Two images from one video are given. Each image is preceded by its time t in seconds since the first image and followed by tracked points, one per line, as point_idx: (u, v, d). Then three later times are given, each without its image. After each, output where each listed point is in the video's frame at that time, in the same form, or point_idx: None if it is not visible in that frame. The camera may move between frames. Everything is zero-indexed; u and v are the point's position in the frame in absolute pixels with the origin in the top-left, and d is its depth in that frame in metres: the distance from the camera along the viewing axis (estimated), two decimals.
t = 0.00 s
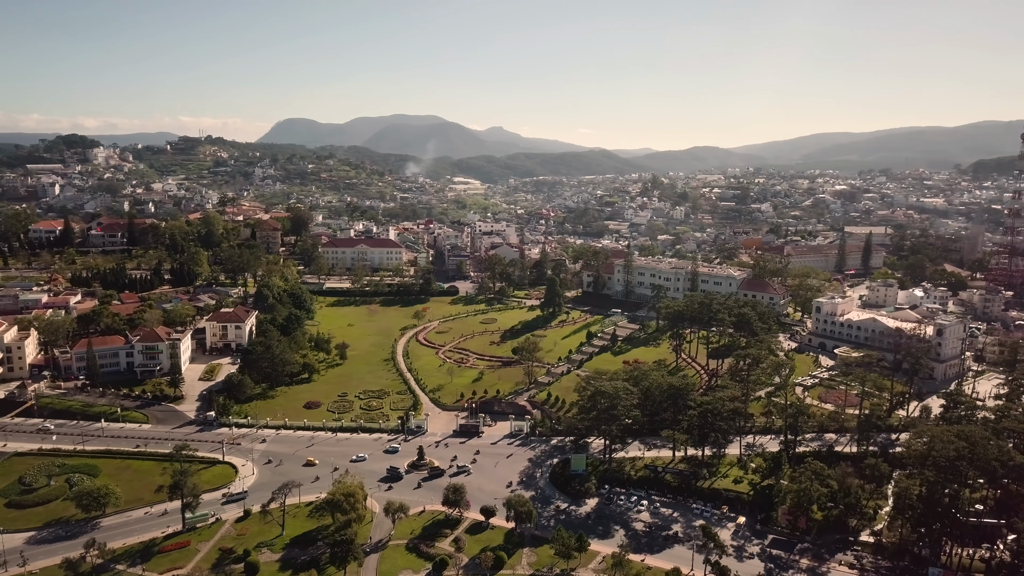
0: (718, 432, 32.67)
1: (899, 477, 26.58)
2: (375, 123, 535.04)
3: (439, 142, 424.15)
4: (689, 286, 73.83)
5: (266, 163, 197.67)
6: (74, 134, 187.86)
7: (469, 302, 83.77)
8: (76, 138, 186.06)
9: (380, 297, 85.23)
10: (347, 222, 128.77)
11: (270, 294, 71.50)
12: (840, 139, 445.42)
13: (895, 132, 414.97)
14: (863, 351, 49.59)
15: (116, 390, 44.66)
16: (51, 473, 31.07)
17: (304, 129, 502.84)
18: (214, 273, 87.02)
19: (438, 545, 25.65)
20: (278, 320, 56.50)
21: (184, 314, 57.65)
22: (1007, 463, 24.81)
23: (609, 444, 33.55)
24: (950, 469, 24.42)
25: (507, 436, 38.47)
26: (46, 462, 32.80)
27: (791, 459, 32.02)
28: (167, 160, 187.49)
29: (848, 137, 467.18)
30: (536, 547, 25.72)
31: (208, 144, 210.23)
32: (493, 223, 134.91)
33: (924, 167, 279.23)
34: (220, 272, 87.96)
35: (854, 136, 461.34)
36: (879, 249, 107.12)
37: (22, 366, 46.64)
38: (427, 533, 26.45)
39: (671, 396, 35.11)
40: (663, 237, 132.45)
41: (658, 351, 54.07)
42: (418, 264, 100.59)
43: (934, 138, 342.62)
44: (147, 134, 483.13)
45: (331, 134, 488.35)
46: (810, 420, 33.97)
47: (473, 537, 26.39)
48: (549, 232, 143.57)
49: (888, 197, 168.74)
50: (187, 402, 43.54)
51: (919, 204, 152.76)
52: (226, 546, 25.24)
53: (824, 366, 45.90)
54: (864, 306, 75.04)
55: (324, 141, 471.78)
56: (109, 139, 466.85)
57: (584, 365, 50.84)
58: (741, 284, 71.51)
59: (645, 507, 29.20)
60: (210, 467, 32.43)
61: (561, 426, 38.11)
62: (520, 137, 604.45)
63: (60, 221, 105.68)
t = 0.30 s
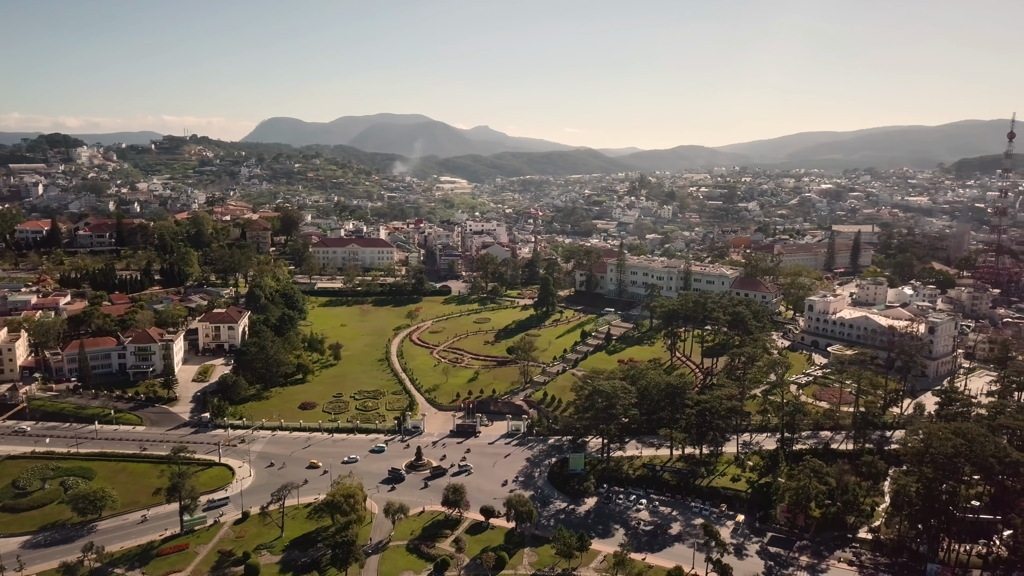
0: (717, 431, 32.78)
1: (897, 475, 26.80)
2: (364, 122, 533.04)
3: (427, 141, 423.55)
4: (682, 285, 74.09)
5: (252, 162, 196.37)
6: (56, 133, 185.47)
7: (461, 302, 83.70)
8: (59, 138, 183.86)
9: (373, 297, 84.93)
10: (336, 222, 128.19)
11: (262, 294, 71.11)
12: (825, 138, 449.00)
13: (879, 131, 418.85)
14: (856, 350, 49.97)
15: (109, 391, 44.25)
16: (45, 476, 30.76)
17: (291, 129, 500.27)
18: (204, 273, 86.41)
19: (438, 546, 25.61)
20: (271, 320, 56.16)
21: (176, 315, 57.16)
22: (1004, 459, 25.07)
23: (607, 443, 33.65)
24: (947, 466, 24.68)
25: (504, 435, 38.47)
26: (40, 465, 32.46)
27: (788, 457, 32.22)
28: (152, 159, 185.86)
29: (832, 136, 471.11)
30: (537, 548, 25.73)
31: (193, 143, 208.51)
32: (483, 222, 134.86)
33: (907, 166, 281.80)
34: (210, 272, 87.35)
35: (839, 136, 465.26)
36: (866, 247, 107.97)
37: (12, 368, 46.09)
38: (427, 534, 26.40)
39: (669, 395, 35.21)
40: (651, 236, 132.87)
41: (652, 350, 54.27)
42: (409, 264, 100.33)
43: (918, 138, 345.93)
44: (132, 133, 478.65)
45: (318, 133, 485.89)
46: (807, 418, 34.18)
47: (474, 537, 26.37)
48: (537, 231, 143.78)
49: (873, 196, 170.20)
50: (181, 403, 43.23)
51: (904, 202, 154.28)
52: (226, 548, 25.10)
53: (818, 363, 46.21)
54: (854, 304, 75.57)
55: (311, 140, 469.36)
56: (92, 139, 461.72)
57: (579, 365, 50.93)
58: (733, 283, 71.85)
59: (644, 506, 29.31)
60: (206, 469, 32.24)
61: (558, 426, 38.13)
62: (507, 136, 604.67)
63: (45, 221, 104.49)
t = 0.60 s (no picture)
0: (715, 429, 32.90)
1: (895, 472, 27.02)
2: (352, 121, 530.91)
3: (415, 140, 422.79)
4: (675, 284, 74.31)
5: (239, 161, 195.12)
6: (40, 133, 183.41)
7: (454, 301, 83.59)
8: (42, 137, 181.93)
9: (365, 296, 84.59)
10: (326, 221, 127.61)
11: (254, 295, 70.66)
12: (811, 137, 451.99)
13: (865, 130, 421.95)
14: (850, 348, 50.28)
15: (103, 393, 43.84)
16: (40, 479, 30.46)
17: (279, 128, 497.47)
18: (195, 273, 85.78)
19: (439, 546, 25.58)
20: (265, 321, 55.81)
21: (169, 315, 56.75)
22: (1001, 456, 25.31)
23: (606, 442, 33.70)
24: (945, 463, 24.94)
25: (501, 435, 38.41)
26: (34, 467, 32.14)
27: (785, 454, 32.38)
28: (137, 159, 184.19)
29: (818, 134, 474.21)
30: (538, 547, 25.74)
31: (179, 143, 206.92)
32: (474, 222, 134.72)
33: (892, 164, 283.98)
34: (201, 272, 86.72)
35: (825, 135, 468.38)
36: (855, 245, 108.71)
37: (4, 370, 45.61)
38: (427, 534, 26.36)
39: (667, 394, 35.26)
40: (640, 235, 133.15)
41: (647, 349, 54.39)
42: (401, 263, 100.06)
43: (902, 137, 348.96)
44: (116, 132, 474.70)
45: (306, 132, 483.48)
46: (804, 416, 34.34)
47: (475, 537, 26.35)
48: (527, 230, 143.83)
49: (860, 194, 171.54)
50: (176, 405, 42.93)
51: (890, 201, 155.60)
52: (225, 551, 24.96)
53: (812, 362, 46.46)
54: (845, 302, 76.08)
55: (299, 139, 467.00)
56: (75, 138, 456.73)
57: (575, 364, 50.98)
58: (726, 281, 72.16)
59: (644, 505, 29.37)
60: (203, 471, 32.02)
61: (556, 425, 38.11)
62: (495, 135, 604.28)
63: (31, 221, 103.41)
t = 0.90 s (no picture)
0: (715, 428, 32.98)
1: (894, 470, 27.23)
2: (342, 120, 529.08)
3: (404, 140, 421.97)
4: (670, 282, 74.51)
5: (228, 160, 193.96)
6: (24, 132, 181.57)
7: (449, 300, 83.49)
8: (27, 137, 180.17)
9: (359, 296, 84.27)
10: (317, 221, 127.05)
11: (248, 295, 70.26)
12: (799, 136, 454.63)
13: (852, 129, 424.75)
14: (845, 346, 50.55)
15: (98, 394, 43.49)
16: (37, 482, 30.23)
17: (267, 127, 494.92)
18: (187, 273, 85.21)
19: (442, 547, 25.56)
20: (260, 321, 55.52)
21: (163, 315, 56.29)
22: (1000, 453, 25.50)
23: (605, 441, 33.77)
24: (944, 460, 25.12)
25: (500, 435, 38.40)
26: (30, 470, 31.87)
27: (784, 453, 32.51)
28: (124, 158, 182.66)
29: (806, 133, 476.93)
30: (541, 547, 25.78)
31: (166, 142, 205.42)
32: (465, 221, 134.56)
33: (878, 163, 286.13)
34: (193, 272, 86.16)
35: (813, 134, 471.28)
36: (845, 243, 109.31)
37: None
38: (430, 534, 26.34)
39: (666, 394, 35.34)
40: (630, 233, 133.40)
41: (644, 348, 54.51)
42: (394, 263, 99.79)
43: (889, 135, 351.37)
44: (101, 131, 470.60)
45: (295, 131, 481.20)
46: (803, 414, 34.49)
47: (477, 537, 26.34)
48: (517, 229, 143.85)
49: (847, 193, 172.74)
50: (172, 406, 42.68)
51: (877, 199, 156.72)
52: (227, 553, 24.85)
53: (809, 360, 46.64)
54: (838, 300, 76.50)
55: (288, 138, 464.76)
56: (59, 138, 451.98)
57: (572, 363, 51.02)
58: (720, 280, 72.42)
59: (645, 503, 29.46)
60: (202, 473, 31.84)
61: (555, 424, 38.14)
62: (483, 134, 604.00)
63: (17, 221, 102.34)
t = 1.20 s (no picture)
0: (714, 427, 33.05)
1: (894, 468, 27.36)
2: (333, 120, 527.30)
3: (394, 139, 421.19)
4: (666, 281, 74.63)
5: (217, 160, 192.83)
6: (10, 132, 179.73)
7: (444, 300, 83.39)
8: (13, 136, 178.39)
9: (354, 296, 83.96)
10: (310, 220, 126.52)
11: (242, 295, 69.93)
12: (787, 135, 457.02)
13: (840, 127, 427.42)
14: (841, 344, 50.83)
15: (94, 396, 43.22)
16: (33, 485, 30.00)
17: (257, 126, 492.27)
18: (180, 273, 84.65)
19: (445, 547, 25.54)
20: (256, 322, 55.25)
21: (157, 316, 55.95)
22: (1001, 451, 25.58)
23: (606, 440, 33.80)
24: (945, 458, 25.28)
25: (499, 435, 38.39)
26: (27, 472, 31.61)
27: (784, 451, 32.65)
28: (111, 158, 181.21)
29: (794, 133, 479.63)
30: (544, 546, 25.80)
31: (154, 141, 204.00)
32: (458, 220, 134.44)
33: (867, 162, 287.76)
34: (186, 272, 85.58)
35: (801, 133, 473.86)
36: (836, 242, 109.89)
37: None
38: (431, 535, 26.30)
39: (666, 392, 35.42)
40: (621, 233, 133.66)
41: (641, 347, 54.59)
42: (388, 262, 99.55)
43: (877, 134, 353.63)
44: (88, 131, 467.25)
45: (285, 130, 479.07)
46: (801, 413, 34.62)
47: (479, 538, 26.33)
48: (508, 228, 143.88)
49: (836, 192, 173.84)
50: (169, 407, 42.42)
51: (866, 198, 157.77)
52: (228, 555, 24.73)
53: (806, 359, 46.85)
54: (831, 299, 76.89)
55: (278, 137, 462.47)
56: (45, 138, 447.42)
57: (569, 362, 51.08)
58: (715, 279, 72.65)
59: (645, 502, 29.53)
60: (200, 474, 31.69)
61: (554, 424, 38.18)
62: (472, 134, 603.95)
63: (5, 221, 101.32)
